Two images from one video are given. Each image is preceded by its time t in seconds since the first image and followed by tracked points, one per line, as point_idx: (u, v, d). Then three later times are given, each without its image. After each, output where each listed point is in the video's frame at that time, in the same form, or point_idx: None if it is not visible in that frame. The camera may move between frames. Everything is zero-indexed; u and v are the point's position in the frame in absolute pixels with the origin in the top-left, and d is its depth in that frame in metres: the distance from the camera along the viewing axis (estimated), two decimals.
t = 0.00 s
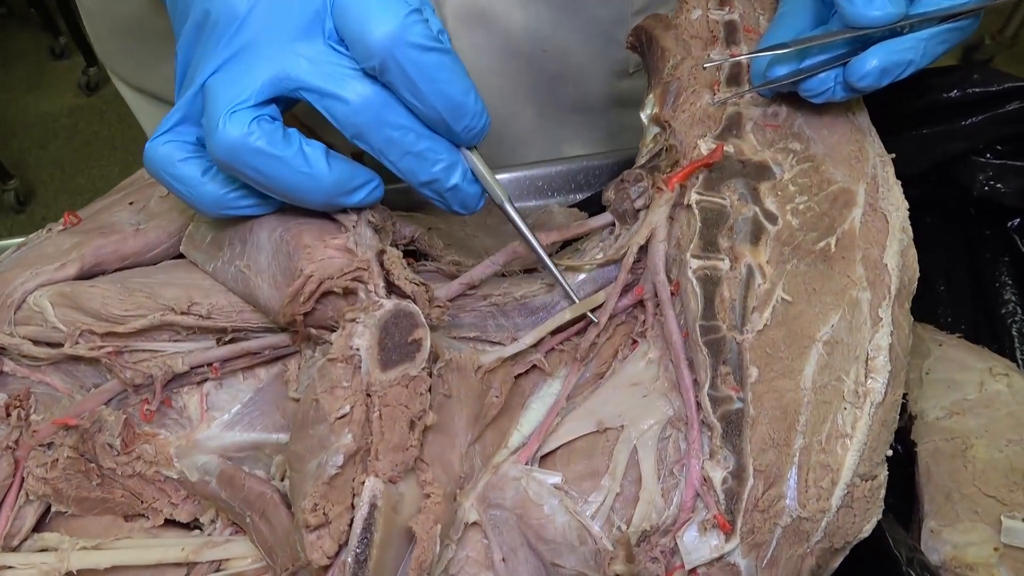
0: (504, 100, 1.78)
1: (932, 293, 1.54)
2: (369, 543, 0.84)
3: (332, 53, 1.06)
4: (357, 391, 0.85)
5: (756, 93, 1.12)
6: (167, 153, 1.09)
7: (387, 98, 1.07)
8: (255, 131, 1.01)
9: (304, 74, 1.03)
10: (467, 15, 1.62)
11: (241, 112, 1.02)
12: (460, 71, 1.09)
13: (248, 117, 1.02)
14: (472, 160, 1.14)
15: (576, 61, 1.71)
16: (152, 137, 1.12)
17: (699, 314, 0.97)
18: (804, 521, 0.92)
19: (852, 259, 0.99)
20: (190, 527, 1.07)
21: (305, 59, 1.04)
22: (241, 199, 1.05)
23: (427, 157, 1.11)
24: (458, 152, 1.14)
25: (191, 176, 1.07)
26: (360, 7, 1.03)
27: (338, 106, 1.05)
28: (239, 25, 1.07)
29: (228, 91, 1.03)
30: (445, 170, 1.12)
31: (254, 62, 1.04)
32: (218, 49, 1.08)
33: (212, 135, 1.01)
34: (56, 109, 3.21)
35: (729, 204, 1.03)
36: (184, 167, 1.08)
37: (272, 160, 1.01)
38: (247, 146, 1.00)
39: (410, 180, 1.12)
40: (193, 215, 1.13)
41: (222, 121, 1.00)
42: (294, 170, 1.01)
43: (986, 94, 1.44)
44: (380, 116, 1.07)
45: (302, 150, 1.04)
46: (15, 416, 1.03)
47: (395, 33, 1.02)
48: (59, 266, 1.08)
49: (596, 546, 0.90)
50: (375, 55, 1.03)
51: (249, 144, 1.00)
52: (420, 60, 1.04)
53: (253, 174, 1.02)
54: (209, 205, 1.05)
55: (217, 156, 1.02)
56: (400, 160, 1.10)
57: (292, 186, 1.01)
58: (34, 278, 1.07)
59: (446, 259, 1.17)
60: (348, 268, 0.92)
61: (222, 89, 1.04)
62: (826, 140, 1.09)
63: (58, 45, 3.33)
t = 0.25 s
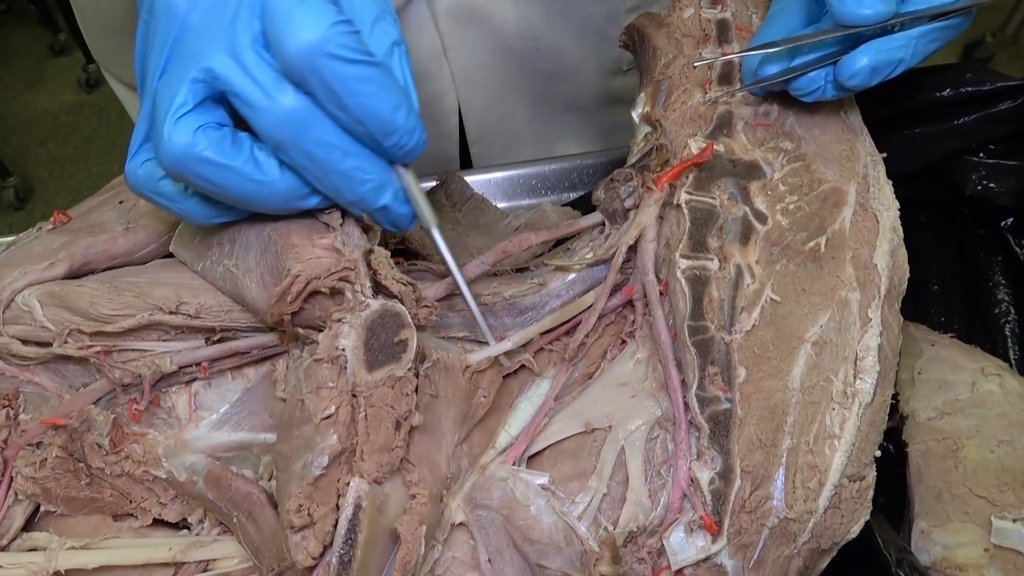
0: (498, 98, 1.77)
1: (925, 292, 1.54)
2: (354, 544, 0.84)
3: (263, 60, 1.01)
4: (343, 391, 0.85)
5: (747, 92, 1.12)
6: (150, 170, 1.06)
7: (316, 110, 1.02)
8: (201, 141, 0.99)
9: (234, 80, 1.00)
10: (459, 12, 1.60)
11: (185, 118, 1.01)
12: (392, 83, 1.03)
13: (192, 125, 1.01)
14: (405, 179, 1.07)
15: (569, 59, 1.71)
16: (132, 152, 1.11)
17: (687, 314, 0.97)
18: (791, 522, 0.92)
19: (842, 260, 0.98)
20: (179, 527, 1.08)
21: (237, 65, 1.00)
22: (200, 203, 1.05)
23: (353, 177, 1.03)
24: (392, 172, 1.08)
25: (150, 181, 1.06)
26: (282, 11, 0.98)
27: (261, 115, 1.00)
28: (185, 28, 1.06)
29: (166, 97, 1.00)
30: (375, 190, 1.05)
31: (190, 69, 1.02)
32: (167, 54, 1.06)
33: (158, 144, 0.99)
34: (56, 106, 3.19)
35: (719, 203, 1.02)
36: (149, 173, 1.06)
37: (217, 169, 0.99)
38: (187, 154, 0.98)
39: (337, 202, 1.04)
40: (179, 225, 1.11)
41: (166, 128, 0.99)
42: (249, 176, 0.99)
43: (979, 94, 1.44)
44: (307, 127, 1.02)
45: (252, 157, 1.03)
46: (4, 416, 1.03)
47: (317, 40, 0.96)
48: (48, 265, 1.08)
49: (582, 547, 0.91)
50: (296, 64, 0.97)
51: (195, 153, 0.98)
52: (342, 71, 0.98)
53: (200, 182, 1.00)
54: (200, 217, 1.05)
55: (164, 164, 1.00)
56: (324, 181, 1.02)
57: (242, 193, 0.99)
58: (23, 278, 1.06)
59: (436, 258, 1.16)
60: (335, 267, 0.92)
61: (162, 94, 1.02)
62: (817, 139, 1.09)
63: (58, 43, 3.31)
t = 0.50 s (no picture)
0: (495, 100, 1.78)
1: (921, 296, 1.54)
2: (349, 548, 0.85)
3: (274, 64, 1.03)
4: (339, 397, 0.85)
5: (742, 98, 1.12)
6: (150, 171, 1.07)
7: (330, 112, 1.04)
8: (209, 146, 1.00)
9: (246, 85, 1.01)
10: (455, 15, 1.60)
11: (195, 123, 1.02)
12: (401, 83, 1.04)
13: (201, 130, 1.01)
14: (419, 176, 1.10)
15: (566, 60, 1.71)
16: (134, 154, 1.12)
17: (683, 320, 0.97)
18: (784, 527, 0.93)
19: (836, 266, 0.99)
20: (177, 530, 1.09)
21: (248, 70, 1.02)
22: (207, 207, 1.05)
23: (369, 175, 1.05)
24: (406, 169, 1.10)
25: (156, 186, 1.06)
26: (293, 16, 0.98)
27: (274, 119, 1.01)
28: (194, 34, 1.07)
29: (177, 103, 1.02)
30: (390, 187, 1.08)
31: (200, 74, 1.03)
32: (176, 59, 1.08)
33: (166, 149, 1.00)
34: (57, 105, 3.20)
35: (714, 209, 1.03)
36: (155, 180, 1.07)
37: (225, 173, 0.99)
38: (197, 159, 0.99)
39: (354, 199, 1.06)
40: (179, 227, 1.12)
41: (174, 134, 0.99)
42: (255, 182, 1.00)
43: (973, 98, 1.44)
44: (319, 129, 1.03)
45: (260, 161, 1.03)
46: (4, 419, 1.04)
47: (328, 43, 0.97)
48: (48, 269, 1.08)
49: (576, 551, 0.92)
50: (308, 68, 0.98)
51: (205, 158, 0.99)
52: (354, 74, 0.99)
53: (211, 188, 1.00)
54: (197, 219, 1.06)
55: (173, 169, 1.01)
56: (341, 180, 1.04)
57: (249, 197, 0.99)
58: (22, 282, 1.06)
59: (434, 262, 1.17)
60: (332, 273, 0.93)
61: (172, 100, 1.03)
62: (812, 144, 1.09)
63: (59, 41, 3.31)
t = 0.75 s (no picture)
0: (494, 97, 1.79)
1: (921, 295, 1.54)
2: (345, 547, 0.85)
3: (308, 58, 1.04)
4: (335, 395, 0.85)
5: (742, 96, 1.12)
6: (148, 151, 1.10)
7: (365, 104, 1.05)
8: (234, 138, 1.01)
9: (280, 78, 1.02)
10: (454, 10, 1.63)
11: (223, 117, 1.02)
12: (436, 76, 1.07)
13: (227, 123, 1.02)
14: (449, 163, 1.13)
15: (566, 57, 1.71)
16: (135, 133, 1.13)
17: (679, 319, 0.97)
18: (782, 526, 0.92)
19: (834, 264, 0.99)
20: (174, 528, 1.09)
21: (281, 64, 1.03)
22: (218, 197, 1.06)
23: (405, 162, 1.09)
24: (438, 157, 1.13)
25: (173, 178, 1.07)
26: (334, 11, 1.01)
27: (311, 112, 1.03)
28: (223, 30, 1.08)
29: (205, 97, 1.02)
30: (424, 175, 1.11)
31: (229, 69, 1.03)
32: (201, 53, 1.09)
33: (192, 142, 1.01)
34: (58, 102, 3.19)
35: (712, 207, 1.02)
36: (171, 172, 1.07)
37: (251, 166, 1.00)
38: (226, 151, 1.00)
39: (389, 185, 1.10)
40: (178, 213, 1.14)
41: (202, 127, 1.00)
42: (277, 174, 1.00)
43: (974, 96, 1.43)
44: (354, 121, 1.05)
45: (282, 155, 1.03)
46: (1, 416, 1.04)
47: (369, 37, 0.99)
48: (45, 267, 1.08)
49: (573, 551, 0.91)
50: (349, 62, 1.00)
51: (231, 151, 1.00)
52: (391, 68, 1.01)
53: (235, 180, 1.01)
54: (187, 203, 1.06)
55: (197, 162, 1.01)
56: (378, 167, 1.09)
57: (272, 189, 1.00)
58: (20, 279, 1.06)
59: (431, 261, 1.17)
60: (329, 272, 0.92)
61: (199, 94, 1.04)
62: (812, 142, 1.09)
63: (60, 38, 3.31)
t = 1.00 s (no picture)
0: (493, 90, 1.78)
1: (924, 288, 1.54)
2: (340, 541, 0.83)
3: (268, 55, 1.02)
4: (330, 387, 0.84)
5: (742, 86, 1.10)
6: (130, 151, 1.07)
7: (326, 102, 1.03)
8: (201, 136, 0.99)
9: (242, 75, 1.00)
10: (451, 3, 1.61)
11: (187, 115, 1.01)
12: (398, 75, 1.04)
13: (193, 121, 1.00)
14: (415, 168, 1.09)
15: (565, 49, 1.70)
16: (117, 133, 1.12)
17: (679, 310, 0.96)
18: (783, 519, 0.91)
19: (837, 254, 0.97)
20: (169, 523, 1.07)
21: (242, 60, 1.01)
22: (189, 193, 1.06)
23: (365, 166, 1.04)
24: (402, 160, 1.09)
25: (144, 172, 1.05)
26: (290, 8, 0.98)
27: (271, 110, 1.01)
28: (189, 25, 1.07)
29: (169, 94, 1.01)
30: (386, 179, 1.07)
31: (193, 64, 1.02)
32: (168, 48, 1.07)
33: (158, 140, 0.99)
34: (57, 99, 3.17)
35: (712, 197, 1.01)
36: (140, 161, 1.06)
37: (217, 164, 0.98)
38: (189, 150, 0.98)
39: (347, 190, 1.05)
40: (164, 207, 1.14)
41: (168, 125, 0.98)
42: (250, 172, 0.99)
43: (976, 86, 1.42)
44: (315, 120, 1.02)
45: (251, 152, 1.02)
46: None
47: (326, 34, 0.97)
48: (38, 260, 1.07)
49: (572, 544, 0.90)
50: (305, 60, 0.98)
51: (196, 149, 0.98)
52: (349, 66, 0.99)
53: (203, 178, 1.00)
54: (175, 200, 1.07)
55: (164, 160, 1.00)
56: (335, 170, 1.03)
57: (244, 187, 0.99)
58: (13, 272, 1.05)
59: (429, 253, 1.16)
60: (324, 263, 0.91)
61: (165, 90, 1.02)
62: (814, 132, 1.07)
63: (59, 36, 3.29)
